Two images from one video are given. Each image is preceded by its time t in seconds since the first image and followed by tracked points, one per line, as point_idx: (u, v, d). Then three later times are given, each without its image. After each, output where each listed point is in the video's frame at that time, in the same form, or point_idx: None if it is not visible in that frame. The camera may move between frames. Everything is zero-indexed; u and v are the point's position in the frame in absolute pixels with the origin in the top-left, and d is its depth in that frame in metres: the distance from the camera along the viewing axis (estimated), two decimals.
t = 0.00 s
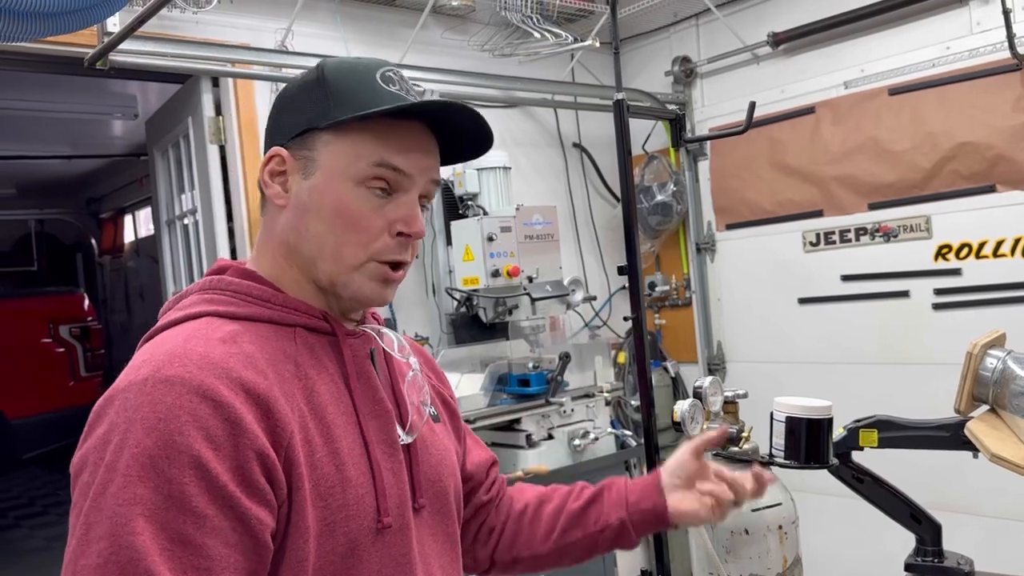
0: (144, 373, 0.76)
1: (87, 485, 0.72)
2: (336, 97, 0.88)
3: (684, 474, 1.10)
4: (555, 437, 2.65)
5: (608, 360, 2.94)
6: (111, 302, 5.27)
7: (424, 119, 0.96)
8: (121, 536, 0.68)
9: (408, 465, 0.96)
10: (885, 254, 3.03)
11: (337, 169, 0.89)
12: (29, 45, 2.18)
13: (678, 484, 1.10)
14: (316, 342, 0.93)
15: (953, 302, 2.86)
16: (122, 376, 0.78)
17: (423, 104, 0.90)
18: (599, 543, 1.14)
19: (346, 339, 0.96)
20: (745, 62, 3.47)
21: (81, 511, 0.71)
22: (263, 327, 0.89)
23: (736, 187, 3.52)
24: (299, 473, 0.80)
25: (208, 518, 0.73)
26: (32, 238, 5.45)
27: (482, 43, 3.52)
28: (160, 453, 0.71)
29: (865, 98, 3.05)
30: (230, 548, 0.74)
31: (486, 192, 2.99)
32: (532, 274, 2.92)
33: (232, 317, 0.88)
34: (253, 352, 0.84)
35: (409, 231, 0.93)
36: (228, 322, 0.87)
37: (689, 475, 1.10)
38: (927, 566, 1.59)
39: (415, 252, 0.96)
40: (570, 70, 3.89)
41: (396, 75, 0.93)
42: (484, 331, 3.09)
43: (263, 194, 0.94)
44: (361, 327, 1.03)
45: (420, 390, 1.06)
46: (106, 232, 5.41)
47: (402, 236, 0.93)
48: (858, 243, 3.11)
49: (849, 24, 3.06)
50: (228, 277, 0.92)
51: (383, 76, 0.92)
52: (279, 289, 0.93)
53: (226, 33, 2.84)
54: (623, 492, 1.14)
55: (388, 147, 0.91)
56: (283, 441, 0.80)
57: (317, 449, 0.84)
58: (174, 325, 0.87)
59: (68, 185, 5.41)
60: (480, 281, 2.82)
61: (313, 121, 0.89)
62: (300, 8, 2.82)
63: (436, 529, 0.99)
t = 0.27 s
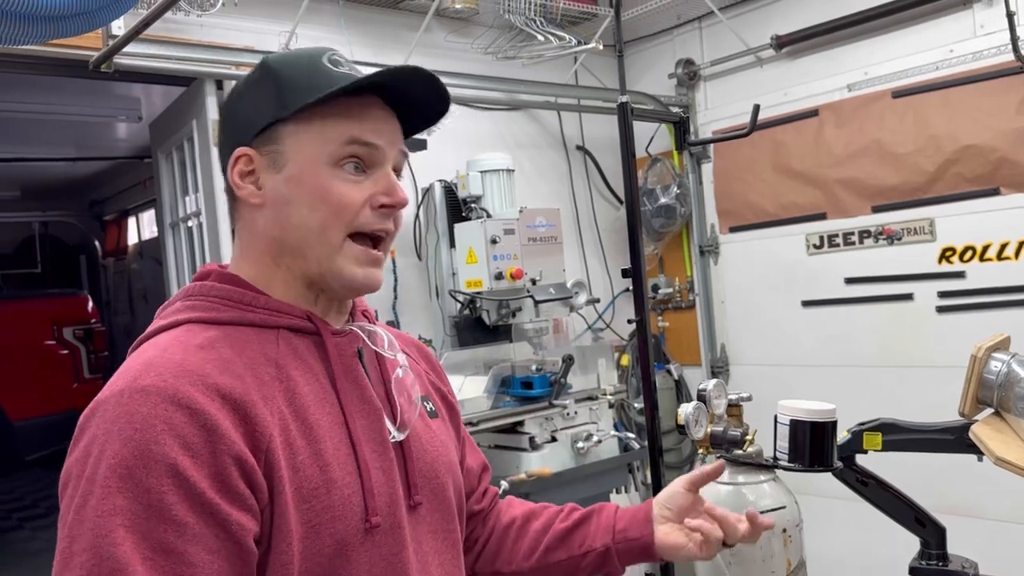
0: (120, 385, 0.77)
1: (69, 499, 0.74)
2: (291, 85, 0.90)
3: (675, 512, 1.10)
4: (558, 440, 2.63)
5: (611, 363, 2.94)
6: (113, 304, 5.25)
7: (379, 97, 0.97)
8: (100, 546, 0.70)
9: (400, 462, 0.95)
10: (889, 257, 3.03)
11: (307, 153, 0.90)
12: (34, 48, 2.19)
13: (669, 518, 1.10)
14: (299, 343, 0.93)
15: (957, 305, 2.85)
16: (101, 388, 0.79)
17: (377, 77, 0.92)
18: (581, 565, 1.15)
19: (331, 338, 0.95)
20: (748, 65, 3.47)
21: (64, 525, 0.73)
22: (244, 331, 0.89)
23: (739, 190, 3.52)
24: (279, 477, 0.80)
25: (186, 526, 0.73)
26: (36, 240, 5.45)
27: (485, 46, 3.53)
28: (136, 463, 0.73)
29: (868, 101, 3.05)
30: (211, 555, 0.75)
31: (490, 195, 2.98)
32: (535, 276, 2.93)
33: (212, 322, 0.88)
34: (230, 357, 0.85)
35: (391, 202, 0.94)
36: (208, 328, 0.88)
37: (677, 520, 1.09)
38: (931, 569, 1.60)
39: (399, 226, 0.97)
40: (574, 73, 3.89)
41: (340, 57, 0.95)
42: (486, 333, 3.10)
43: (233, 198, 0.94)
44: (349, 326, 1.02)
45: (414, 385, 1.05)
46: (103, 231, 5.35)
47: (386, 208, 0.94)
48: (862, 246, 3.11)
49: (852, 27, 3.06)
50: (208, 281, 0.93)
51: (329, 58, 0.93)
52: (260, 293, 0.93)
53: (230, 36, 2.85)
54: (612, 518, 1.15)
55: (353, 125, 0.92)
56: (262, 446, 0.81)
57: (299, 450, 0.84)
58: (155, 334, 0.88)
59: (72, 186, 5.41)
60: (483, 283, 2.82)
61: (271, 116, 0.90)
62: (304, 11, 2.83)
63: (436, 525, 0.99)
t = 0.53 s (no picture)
0: (82, 417, 0.79)
1: (47, 534, 0.76)
2: (202, 94, 0.89)
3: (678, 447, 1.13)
4: (562, 442, 2.67)
5: (614, 364, 2.93)
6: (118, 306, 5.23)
7: (297, 85, 0.95)
8: None
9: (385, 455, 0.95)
10: (893, 259, 3.02)
11: (230, 160, 0.90)
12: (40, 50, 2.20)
13: (674, 457, 1.13)
14: (267, 349, 0.93)
15: (961, 308, 2.85)
16: (69, 423, 0.81)
17: (282, 66, 0.90)
18: (597, 518, 1.16)
19: (299, 339, 0.96)
20: (752, 67, 3.47)
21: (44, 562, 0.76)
22: (208, 344, 0.90)
23: (743, 192, 3.51)
24: (248, 486, 0.81)
25: (157, 547, 0.75)
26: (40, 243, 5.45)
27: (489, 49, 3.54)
28: (98, 492, 0.74)
29: (872, 103, 3.05)
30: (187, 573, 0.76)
31: (494, 197, 2.98)
32: (539, 278, 2.94)
33: (178, 339, 0.90)
34: (194, 370, 0.85)
35: (325, 193, 0.92)
36: (172, 347, 0.89)
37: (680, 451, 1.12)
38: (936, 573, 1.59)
39: (343, 213, 0.95)
40: (577, 76, 3.90)
41: (256, 49, 0.93)
42: (491, 335, 3.10)
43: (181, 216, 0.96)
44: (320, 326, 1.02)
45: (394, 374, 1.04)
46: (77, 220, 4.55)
47: (321, 200, 0.92)
48: (866, 248, 3.10)
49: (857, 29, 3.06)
50: (171, 299, 0.94)
51: (242, 53, 0.92)
52: (224, 302, 0.94)
53: (235, 39, 2.86)
54: (620, 468, 1.16)
55: (271, 122, 0.91)
56: (228, 458, 0.81)
57: (270, 457, 0.84)
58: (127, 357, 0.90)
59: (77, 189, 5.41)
60: (487, 285, 2.82)
61: (191, 129, 0.90)
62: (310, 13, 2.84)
63: (432, 512, 0.99)
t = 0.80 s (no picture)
0: (85, 423, 0.79)
1: (50, 540, 0.76)
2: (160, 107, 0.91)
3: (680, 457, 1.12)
4: (566, 444, 2.66)
5: (618, 366, 2.93)
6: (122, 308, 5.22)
7: (252, 82, 0.94)
8: None
9: (388, 458, 0.95)
10: (898, 261, 3.02)
11: (194, 171, 0.90)
12: (46, 52, 2.20)
13: (678, 468, 1.12)
14: (269, 351, 0.93)
15: (966, 309, 2.84)
16: (72, 428, 0.81)
17: (226, 65, 0.89)
18: (598, 526, 1.17)
19: (301, 341, 0.96)
20: (756, 68, 3.46)
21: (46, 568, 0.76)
22: (211, 347, 0.90)
23: (748, 194, 3.51)
24: (251, 492, 0.81)
25: (159, 555, 0.75)
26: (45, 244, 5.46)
27: (493, 51, 3.54)
28: (100, 499, 0.74)
29: (876, 104, 3.04)
30: None
31: (498, 198, 2.98)
32: (543, 280, 2.93)
33: (180, 343, 0.90)
34: (197, 375, 0.86)
35: (288, 193, 0.90)
36: (174, 349, 0.89)
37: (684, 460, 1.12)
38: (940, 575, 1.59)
39: (314, 211, 0.94)
40: (581, 77, 3.90)
41: (212, 48, 0.92)
42: (494, 338, 3.07)
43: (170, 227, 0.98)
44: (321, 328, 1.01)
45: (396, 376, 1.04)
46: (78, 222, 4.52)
47: (284, 202, 0.90)
48: (870, 250, 3.10)
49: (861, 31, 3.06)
50: (173, 302, 0.95)
51: (196, 55, 0.91)
52: (225, 305, 0.94)
53: (240, 41, 2.87)
54: (623, 476, 1.17)
55: (227, 127, 0.90)
56: (231, 464, 0.81)
57: (273, 463, 0.84)
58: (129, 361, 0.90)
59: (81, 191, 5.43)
60: (491, 287, 2.82)
61: (160, 143, 0.93)
62: (314, 15, 2.84)
63: (436, 515, 0.99)
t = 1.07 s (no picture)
0: (99, 422, 0.79)
1: (64, 537, 0.76)
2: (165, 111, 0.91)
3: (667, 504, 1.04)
4: (569, 445, 2.63)
5: (621, 368, 2.94)
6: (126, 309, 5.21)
7: (258, 84, 0.94)
8: None
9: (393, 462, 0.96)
10: (902, 262, 3.01)
11: (201, 175, 0.91)
12: (51, 54, 2.22)
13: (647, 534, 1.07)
14: (276, 354, 0.93)
15: (970, 311, 2.84)
16: (84, 426, 0.81)
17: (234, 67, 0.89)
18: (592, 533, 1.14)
19: (307, 345, 0.96)
20: (759, 70, 3.46)
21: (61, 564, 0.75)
22: (219, 348, 0.90)
23: (751, 195, 3.51)
24: (263, 493, 0.81)
25: (176, 552, 0.75)
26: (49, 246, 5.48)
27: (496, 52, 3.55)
28: (117, 497, 0.74)
29: (880, 106, 3.04)
30: None
31: (501, 200, 2.98)
32: (546, 281, 2.93)
33: (189, 343, 0.90)
34: (207, 376, 0.86)
35: (296, 195, 0.91)
36: (182, 349, 0.89)
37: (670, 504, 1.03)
38: None
39: (322, 213, 0.94)
40: (584, 79, 3.90)
41: (215, 52, 0.93)
42: (497, 339, 3.06)
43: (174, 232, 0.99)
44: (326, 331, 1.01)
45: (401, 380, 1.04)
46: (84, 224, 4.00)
47: (292, 204, 0.91)
48: (874, 251, 3.09)
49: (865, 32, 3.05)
50: (181, 302, 0.95)
51: (199, 59, 0.91)
52: (233, 306, 0.94)
53: (244, 43, 2.88)
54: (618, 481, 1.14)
55: (233, 130, 0.91)
56: (243, 464, 0.81)
57: (282, 465, 0.84)
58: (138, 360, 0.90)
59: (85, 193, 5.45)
60: (495, 288, 2.82)
61: (166, 147, 0.93)
62: (318, 17, 2.85)
63: (441, 519, 0.99)
